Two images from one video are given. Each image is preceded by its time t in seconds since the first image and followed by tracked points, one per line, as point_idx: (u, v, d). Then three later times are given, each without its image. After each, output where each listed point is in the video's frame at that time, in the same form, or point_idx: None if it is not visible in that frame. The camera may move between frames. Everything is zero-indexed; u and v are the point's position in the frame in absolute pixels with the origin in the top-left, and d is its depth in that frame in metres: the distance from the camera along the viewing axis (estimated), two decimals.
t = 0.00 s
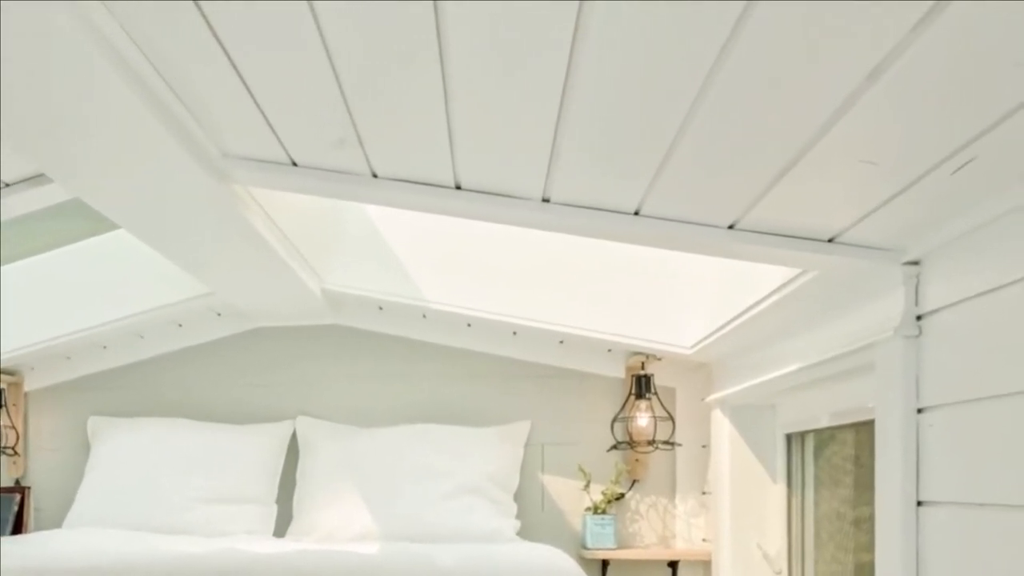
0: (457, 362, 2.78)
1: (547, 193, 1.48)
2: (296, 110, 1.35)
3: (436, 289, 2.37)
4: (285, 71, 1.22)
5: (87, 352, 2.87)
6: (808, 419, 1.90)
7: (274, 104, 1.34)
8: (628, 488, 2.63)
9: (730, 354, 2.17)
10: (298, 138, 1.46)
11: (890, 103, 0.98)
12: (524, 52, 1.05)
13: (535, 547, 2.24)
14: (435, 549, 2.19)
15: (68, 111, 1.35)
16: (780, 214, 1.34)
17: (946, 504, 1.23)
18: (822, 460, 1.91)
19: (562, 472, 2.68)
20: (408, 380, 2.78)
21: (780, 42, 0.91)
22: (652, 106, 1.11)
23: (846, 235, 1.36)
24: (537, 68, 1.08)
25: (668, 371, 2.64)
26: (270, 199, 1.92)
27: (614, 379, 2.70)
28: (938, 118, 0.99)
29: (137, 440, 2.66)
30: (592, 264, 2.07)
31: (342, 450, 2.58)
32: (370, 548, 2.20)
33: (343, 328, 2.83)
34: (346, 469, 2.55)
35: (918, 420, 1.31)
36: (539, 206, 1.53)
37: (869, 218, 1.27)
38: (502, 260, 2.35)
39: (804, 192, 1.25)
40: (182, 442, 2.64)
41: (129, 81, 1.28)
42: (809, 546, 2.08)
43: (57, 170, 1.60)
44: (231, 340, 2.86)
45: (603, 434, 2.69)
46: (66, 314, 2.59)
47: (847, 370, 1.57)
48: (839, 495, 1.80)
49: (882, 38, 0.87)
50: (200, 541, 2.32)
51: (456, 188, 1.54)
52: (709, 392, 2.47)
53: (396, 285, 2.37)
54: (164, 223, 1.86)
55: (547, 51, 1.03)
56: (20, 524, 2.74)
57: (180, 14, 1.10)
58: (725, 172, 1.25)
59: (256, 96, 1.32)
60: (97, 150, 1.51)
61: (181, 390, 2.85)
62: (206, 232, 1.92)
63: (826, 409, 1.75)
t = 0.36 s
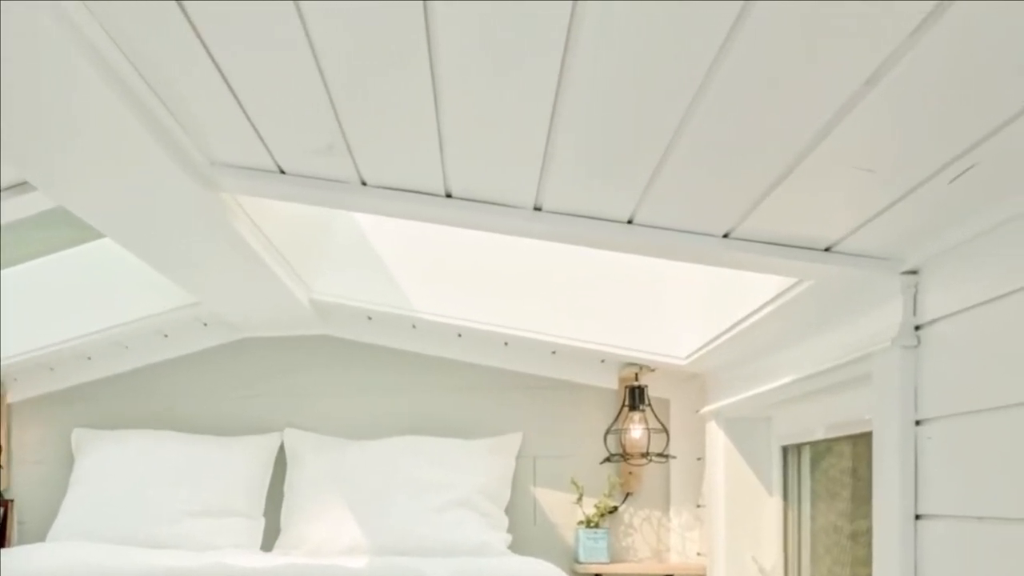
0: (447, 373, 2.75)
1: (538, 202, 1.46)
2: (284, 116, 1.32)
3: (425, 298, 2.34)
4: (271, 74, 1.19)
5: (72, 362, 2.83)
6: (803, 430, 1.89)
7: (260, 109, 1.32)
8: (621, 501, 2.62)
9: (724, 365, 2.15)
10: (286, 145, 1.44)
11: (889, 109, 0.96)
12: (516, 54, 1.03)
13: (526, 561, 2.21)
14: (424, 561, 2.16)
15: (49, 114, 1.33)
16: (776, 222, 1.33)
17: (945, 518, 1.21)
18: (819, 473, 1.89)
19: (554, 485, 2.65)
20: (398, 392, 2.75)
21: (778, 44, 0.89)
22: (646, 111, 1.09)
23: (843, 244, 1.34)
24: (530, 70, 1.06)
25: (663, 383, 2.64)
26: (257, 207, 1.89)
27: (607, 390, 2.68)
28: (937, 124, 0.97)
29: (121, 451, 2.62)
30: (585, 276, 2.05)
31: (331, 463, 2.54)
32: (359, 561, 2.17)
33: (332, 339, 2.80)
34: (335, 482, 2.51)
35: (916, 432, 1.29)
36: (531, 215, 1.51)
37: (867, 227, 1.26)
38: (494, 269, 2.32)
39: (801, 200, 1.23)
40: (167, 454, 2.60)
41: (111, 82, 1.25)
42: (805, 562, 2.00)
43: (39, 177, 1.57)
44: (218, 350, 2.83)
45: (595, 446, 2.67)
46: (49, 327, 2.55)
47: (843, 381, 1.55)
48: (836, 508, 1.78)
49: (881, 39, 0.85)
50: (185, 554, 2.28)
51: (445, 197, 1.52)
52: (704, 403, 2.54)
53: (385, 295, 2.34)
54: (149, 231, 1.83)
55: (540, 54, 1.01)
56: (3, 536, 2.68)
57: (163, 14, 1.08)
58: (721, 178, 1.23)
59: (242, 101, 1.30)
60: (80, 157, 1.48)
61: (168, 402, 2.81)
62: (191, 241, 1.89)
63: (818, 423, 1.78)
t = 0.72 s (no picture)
0: (439, 383, 2.72)
1: (531, 209, 1.44)
2: (272, 120, 1.30)
3: (416, 306, 2.31)
4: (259, 76, 1.17)
5: (58, 372, 2.78)
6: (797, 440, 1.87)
7: (248, 114, 1.29)
8: (615, 513, 2.59)
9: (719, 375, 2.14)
10: (275, 151, 1.41)
11: (887, 115, 0.95)
12: (509, 56, 1.01)
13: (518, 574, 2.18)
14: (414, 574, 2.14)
15: (32, 115, 1.30)
16: (772, 230, 1.31)
17: (943, 531, 1.19)
18: (816, 484, 1.87)
19: (548, 496, 2.62)
20: (388, 402, 2.72)
21: (777, 45, 0.88)
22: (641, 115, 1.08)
23: (840, 252, 1.32)
24: (523, 73, 1.04)
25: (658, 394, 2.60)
26: (246, 215, 1.86)
27: (601, 402, 2.66)
28: (935, 130, 0.96)
29: (108, 463, 2.58)
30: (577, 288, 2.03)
31: (321, 475, 2.51)
32: None
33: (323, 349, 2.77)
34: (325, 494, 2.48)
35: (914, 443, 1.27)
36: (524, 222, 1.49)
37: (863, 235, 1.25)
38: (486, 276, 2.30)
39: (797, 207, 1.22)
40: (155, 466, 2.57)
41: (94, 83, 1.23)
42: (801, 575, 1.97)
43: (24, 184, 1.55)
44: (207, 360, 2.79)
45: (588, 456, 2.65)
46: (38, 332, 2.52)
47: (839, 391, 1.54)
48: (833, 520, 1.76)
49: (881, 42, 0.83)
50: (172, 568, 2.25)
51: (437, 204, 1.50)
52: (699, 415, 2.47)
53: (376, 304, 2.31)
54: (136, 239, 1.81)
55: (533, 56, 0.99)
56: None
57: (146, 13, 1.05)
58: (716, 185, 1.22)
59: (229, 106, 1.27)
60: (65, 162, 1.45)
61: (156, 412, 2.78)
62: (177, 249, 1.87)
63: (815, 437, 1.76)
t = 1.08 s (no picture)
0: (431, 393, 2.70)
1: (524, 215, 1.43)
2: (261, 126, 1.28)
3: (407, 312, 2.28)
4: (246, 82, 1.15)
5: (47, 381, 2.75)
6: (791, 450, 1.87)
7: (236, 119, 1.27)
8: (610, 523, 2.57)
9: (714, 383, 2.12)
10: (264, 158, 1.39)
11: (887, 122, 0.93)
12: (501, 61, 0.99)
13: None
14: None
15: (17, 120, 1.27)
16: (768, 237, 1.30)
17: (943, 542, 1.17)
18: (814, 495, 1.85)
19: (541, 506, 2.60)
20: (380, 411, 2.70)
21: (774, 52, 0.86)
22: (635, 122, 1.06)
23: (838, 259, 1.31)
24: (515, 78, 1.02)
25: (652, 404, 2.59)
26: (235, 222, 1.85)
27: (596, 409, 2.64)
28: (935, 136, 0.94)
29: (94, 473, 2.55)
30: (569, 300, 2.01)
31: (312, 486, 2.48)
32: None
33: (313, 358, 2.75)
34: (314, 507, 2.45)
35: (913, 453, 1.25)
36: (517, 229, 1.47)
37: (860, 242, 1.23)
38: (479, 283, 2.28)
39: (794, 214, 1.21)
40: (143, 476, 2.54)
41: (79, 89, 1.20)
42: None
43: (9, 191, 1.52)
44: (196, 370, 2.77)
45: (582, 466, 2.62)
46: (26, 340, 2.49)
47: (837, 400, 1.52)
48: (830, 531, 1.74)
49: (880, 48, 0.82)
50: None
51: (429, 211, 1.48)
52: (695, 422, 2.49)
53: (367, 311, 2.28)
54: (124, 247, 1.78)
55: (525, 61, 0.98)
56: None
57: (130, 17, 1.03)
58: (712, 192, 1.20)
59: (217, 112, 1.25)
60: (50, 169, 1.43)
61: (145, 422, 2.75)
62: (165, 257, 1.84)
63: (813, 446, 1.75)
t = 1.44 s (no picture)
0: (424, 401, 2.68)
1: (519, 221, 1.41)
2: (252, 130, 1.26)
3: (401, 319, 2.27)
4: (237, 84, 1.13)
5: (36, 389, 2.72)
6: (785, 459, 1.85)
7: (227, 123, 1.26)
8: (606, 533, 2.56)
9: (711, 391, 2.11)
10: (256, 163, 1.38)
11: (886, 125, 0.92)
12: (496, 63, 0.97)
13: None
14: None
15: (5, 124, 1.26)
16: (765, 243, 1.29)
17: (942, 551, 1.16)
18: (811, 503, 1.84)
19: (536, 515, 2.58)
20: (373, 418, 2.68)
21: (773, 53, 0.85)
22: (632, 125, 1.05)
23: (836, 265, 1.30)
24: (510, 80, 1.01)
25: (648, 412, 2.57)
26: (228, 229, 1.83)
27: (591, 417, 2.63)
28: (935, 140, 0.93)
29: (84, 482, 2.53)
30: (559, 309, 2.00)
31: (304, 495, 2.46)
32: None
33: (306, 366, 2.73)
34: (307, 516, 2.43)
35: (912, 461, 1.24)
36: (511, 234, 1.46)
37: (858, 247, 1.22)
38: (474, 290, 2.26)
39: (792, 219, 1.19)
40: (133, 484, 2.51)
41: (68, 92, 1.19)
42: None
43: None
44: (188, 378, 2.75)
45: (577, 474, 2.61)
46: (14, 348, 2.47)
47: (834, 407, 1.51)
48: (829, 540, 1.72)
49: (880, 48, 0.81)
50: None
51: (423, 216, 1.47)
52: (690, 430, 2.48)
53: (361, 318, 2.27)
54: (114, 253, 1.77)
55: (520, 62, 0.96)
56: None
57: (119, 18, 1.01)
58: (709, 197, 1.19)
59: (208, 115, 1.24)
60: (38, 174, 1.41)
61: (136, 430, 2.72)
62: (155, 264, 1.83)
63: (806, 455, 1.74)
